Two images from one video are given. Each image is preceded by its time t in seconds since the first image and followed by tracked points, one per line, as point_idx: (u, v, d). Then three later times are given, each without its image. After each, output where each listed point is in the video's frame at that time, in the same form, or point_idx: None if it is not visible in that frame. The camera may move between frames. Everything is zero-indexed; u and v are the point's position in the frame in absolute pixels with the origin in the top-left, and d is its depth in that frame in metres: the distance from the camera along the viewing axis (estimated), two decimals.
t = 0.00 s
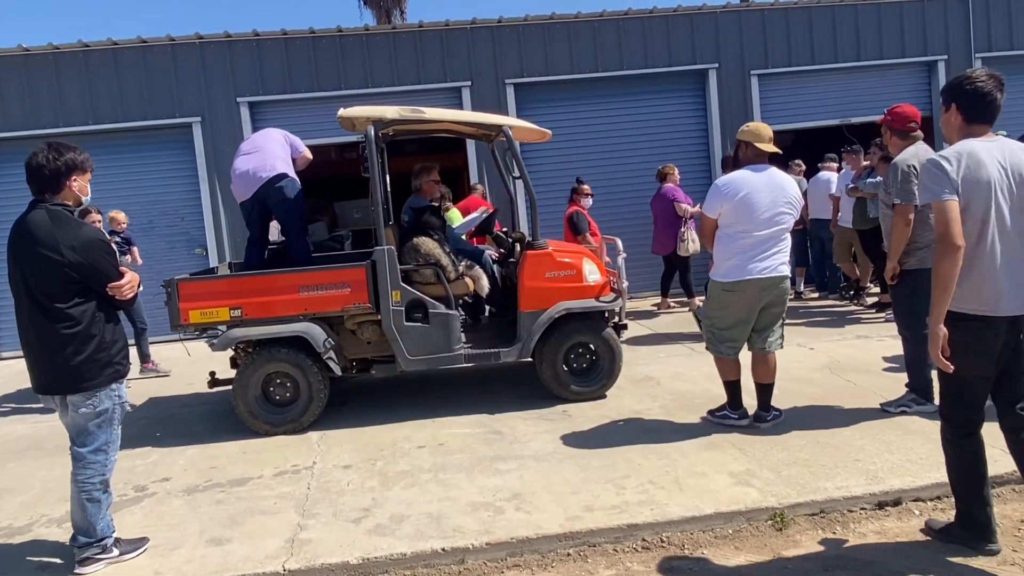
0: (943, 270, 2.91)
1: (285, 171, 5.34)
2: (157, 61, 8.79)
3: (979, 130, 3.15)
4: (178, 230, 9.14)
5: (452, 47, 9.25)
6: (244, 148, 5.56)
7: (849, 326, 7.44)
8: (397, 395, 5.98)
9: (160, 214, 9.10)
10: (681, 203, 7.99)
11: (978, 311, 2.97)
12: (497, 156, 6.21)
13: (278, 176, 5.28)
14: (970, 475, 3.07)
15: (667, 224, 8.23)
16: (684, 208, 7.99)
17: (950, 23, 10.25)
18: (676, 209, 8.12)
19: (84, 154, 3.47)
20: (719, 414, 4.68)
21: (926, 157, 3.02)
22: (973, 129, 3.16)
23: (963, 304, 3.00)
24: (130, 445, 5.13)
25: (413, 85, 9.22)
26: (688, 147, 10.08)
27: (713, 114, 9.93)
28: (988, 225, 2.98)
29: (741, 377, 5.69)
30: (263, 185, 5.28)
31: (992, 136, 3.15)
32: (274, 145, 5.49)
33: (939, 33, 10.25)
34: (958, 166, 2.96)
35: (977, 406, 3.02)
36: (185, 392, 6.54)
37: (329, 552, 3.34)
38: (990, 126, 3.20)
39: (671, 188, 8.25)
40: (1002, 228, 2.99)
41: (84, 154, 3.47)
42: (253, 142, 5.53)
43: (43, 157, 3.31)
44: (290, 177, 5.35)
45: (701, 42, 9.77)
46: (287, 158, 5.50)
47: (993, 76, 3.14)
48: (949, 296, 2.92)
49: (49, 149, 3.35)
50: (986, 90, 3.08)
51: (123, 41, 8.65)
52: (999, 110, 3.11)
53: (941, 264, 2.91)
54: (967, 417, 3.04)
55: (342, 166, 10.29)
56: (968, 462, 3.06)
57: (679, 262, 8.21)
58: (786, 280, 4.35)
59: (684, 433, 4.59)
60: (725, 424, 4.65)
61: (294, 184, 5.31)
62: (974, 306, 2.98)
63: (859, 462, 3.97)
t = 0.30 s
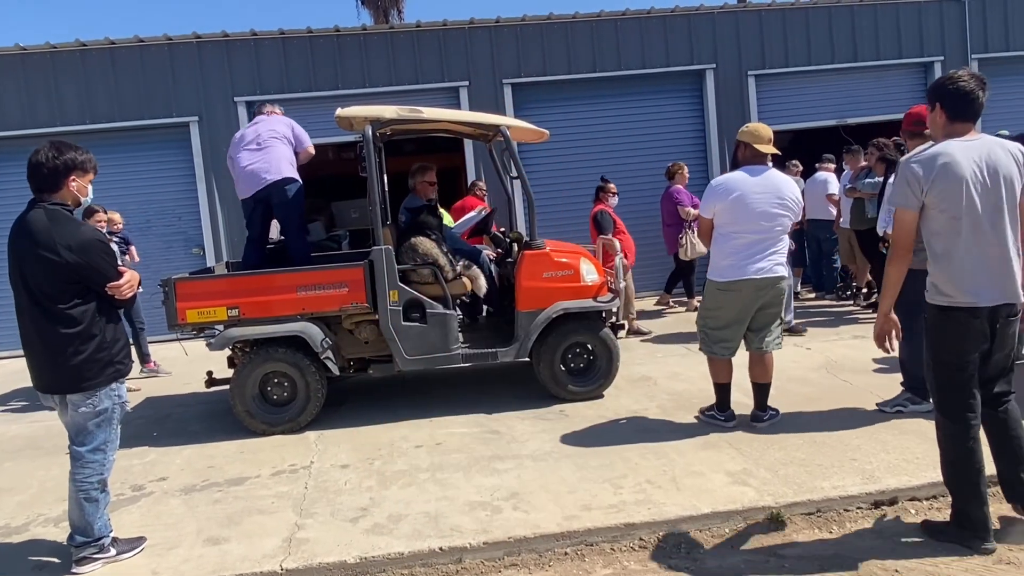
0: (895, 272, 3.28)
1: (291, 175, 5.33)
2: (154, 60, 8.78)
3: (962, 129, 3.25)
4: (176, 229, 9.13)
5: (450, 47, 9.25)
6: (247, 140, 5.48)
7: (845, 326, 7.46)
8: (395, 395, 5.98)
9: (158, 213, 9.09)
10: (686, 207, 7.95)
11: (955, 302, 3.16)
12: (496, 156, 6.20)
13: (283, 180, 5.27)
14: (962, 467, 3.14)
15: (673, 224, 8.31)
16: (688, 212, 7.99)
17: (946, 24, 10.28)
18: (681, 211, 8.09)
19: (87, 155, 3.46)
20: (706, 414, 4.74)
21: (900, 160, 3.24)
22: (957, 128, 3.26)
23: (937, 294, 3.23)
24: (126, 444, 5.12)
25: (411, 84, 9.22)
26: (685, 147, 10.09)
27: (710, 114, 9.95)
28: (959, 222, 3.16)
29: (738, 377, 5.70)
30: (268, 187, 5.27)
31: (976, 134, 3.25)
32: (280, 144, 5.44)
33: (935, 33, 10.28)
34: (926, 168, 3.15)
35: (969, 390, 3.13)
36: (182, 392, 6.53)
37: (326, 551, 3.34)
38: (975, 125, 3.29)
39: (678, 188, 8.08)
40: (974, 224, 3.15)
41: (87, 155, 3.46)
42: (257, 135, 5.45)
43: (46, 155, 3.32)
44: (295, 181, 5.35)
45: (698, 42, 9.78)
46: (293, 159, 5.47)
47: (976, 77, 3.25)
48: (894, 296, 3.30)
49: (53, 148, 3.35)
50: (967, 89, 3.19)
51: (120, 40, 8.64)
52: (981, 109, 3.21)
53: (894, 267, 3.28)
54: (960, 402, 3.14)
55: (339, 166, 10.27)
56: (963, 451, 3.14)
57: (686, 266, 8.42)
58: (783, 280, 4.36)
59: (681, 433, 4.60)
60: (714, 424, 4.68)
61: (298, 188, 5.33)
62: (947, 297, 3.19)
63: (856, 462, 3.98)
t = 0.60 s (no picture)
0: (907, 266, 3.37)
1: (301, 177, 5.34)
2: (153, 59, 8.78)
3: (975, 132, 3.34)
4: (176, 229, 9.12)
5: (450, 47, 9.26)
6: (255, 135, 5.40)
7: (844, 326, 7.47)
8: (395, 394, 5.98)
9: (157, 212, 9.08)
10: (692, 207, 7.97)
11: (961, 302, 3.21)
12: (496, 157, 6.20)
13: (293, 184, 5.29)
14: (966, 455, 3.16)
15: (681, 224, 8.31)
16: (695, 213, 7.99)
17: (945, 25, 10.29)
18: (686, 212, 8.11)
19: (97, 155, 3.48)
20: (710, 411, 4.74)
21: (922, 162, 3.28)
22: (970, 131, 3.35)
23: (949, 295, 3.25)
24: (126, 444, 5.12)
25: (411, 84, 9.22)
26: (685, 147, 10.09)
27: (710, 114, 9.96)
28: (976, 224, 3.21)
29: (738, 377, 5.71)
30: (278, 193, 5.31)
31: (988, 139, 3.34)
32: (289, 142, 5.37)
33: (935, 34, 10.29)
34: (948, 170, 3.19)
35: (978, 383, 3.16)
36: (181, 391, 6.52)
37: (327, 550, 3.34)
38: (986, 129, 3.38)
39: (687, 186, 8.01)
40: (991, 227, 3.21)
41: (97, 155, 3.48)
42: (265, 132, 5.36)
43: (52, 153, 3.33)
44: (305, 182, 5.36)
45: (698, 42, 9.79)
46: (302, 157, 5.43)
47: (990, 83, 3.34)
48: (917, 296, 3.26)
49: (60, 147, 3.35)
50: (981, 94, 3.28)
51: (120, 39, 8.63)
52: (993, 113, 3.30)
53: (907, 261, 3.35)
54: (968, 394, 3.17)
55: (339, 165, 10.26)
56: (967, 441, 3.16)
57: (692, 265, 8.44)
58: (781, 281, 4.35)
59: (681, 433, 4.61)
60: (714, 422, 4.69)
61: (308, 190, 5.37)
62: (959, 298, 3.21)
63: (856, 461, 3.99)
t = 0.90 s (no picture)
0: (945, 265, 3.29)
1: (314, 173, 5.33)
2: (153, 57, 8.77)
3: (995, 129, 3.36)
4: (175, 227, 9.12)
5: (450, 45, 9.25)
6: (269, 133, 5.42)
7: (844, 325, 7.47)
8: (395, 392, 5.98)
9: (157, 210, 9.07)
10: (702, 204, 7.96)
11: (977, 292, 3.24)
12: (497, 155, 6.20)
13: (306, 180, 5.28)
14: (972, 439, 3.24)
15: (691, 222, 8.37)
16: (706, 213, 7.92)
17: (945, 23, 10.28)
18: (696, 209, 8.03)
19: (113, 156, 3.51)
20: (702, 408, 4.74)
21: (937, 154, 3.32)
22: (990, 127, 3.37)
23: (966, 285, 3.27)
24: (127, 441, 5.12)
25: (411, 82, 9.22)
26: (685, 145, 10.08)
27: (710, 112, 9.95)
28: (993, 214, 3.24)
29: (737, 376, 5.71)
30: (287, 191, 5.26)
31: (1008, 136, 3.35)
32: (300, 138, 5.34)
33: (935, 32, 10.28)
34: (963, 162, 3.23)
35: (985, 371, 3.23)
36: (182, 390, 6.53)
37: (327, 548, 3.35)
38: (1007, 126, 3.40)
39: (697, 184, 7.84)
40: (1007, 218, 3.23)
41: (113, 157, 3.51)
42: (277, 129, 5.37)
43: (64, 149, 3.36)
44: (319, 178, 5.37)
45: (699, 40, 9.78)
46: (314, 154, 5.38)
47: (1012, 81, 3.35)
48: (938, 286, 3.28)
49: (72, 143, 3.38)
50: (1003, 92, 3.30)
51: (120, 37, 8.62)
52: (1014, 111, 3.32)
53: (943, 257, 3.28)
54: (969, 382, 3.25)
55: (339, 163, 10.25)
56: (973, 427, 3.24)
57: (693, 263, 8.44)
58: (779, 280, 4.33)
59: (681, 431, 4.61)
60: (707, 418, 4.70)
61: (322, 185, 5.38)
62: (977, 287, 3.24)
63: (856, 460, 3.98)
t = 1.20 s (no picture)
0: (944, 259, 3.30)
1: (323, 169, 5.35)
2: (154, 55, 8.77)
3: (997, 128, 3.36)
4: (176, 224, 9.12)
5: (451, 43, 9.24)
6: (280, 128, 5.43)
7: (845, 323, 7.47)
8: (397, 390, 5.99)
9: (158, 208, 9.08)
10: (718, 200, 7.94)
11: (978, 289, 3.24)
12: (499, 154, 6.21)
13: (316, 175, 5.30)
14: (986, 436, 3.24)
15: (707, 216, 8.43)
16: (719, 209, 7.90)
17: (947, 21, 10.26)
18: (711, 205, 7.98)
19: (142, 161, 3.55)
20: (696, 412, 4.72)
21: (944, 150, 3.31)
22: (992, 126, 3.37)
23: (967, 282, 3.27)
24: (128, 439, 5.13)
25: (411, 80, 9.21)
26: (686, 143, 10.08)
27: (711, 110, 9.94)
28: (996, 213, 3.24)
29: (738, 374, 5.71)
30: (296, 186, 5.27)
31: (1010, 134, 3.36)
32: (311, 134, 5.35)
33: (937, 30, 10.26)
34: (970, 158, 3.23)
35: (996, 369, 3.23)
36: (182, 387, 6.53)
37: (328, 546, 3.35)
38: (1008, 125, 3.40)
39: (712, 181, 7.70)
40: (1010, 216, 3.24)
41: (142, 161, 3.55)
42: (289, 124, 5.38)
43: (95, 148, 3.41)
44: (329, 175, 5.42)
45: (700, 38, 9.77)
46: (325, 150, 5.38)
47: (1013, 80, 3.35)
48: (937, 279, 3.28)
49: (102, 142, 3.44)
50: (1004, 91, 3.30)
51: (120, 34, 8.62)
52: (1015, 110, 3.32)
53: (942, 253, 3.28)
54: (983, 383, 3.24)
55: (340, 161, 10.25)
56: (988, 428, 3.24)
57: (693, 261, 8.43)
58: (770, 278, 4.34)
59: (681, 429, 4.61)
60: (701, 421, 4.69)
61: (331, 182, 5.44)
62: (977, 285, 3.24)
63: (856, 458, 3.99)
